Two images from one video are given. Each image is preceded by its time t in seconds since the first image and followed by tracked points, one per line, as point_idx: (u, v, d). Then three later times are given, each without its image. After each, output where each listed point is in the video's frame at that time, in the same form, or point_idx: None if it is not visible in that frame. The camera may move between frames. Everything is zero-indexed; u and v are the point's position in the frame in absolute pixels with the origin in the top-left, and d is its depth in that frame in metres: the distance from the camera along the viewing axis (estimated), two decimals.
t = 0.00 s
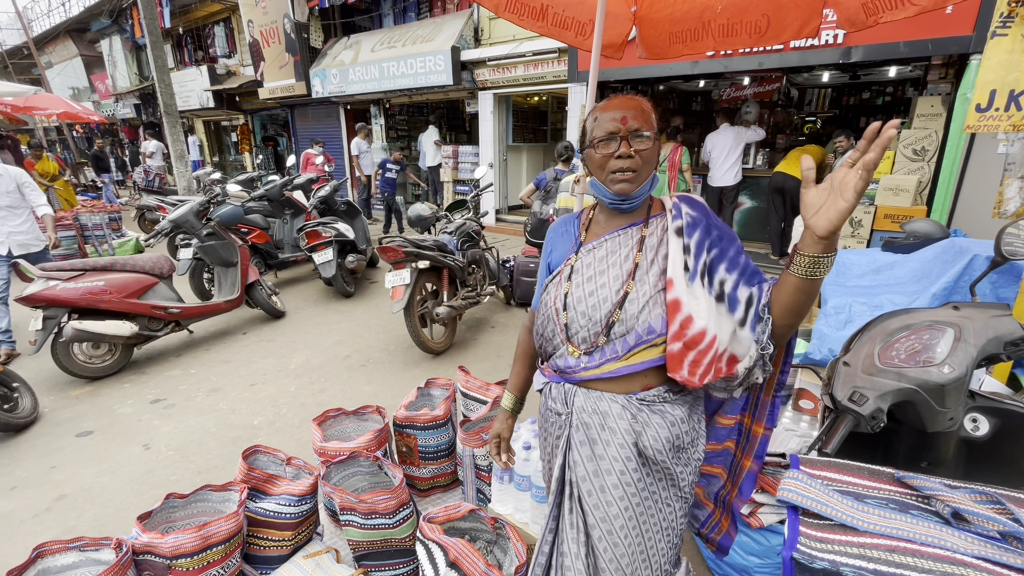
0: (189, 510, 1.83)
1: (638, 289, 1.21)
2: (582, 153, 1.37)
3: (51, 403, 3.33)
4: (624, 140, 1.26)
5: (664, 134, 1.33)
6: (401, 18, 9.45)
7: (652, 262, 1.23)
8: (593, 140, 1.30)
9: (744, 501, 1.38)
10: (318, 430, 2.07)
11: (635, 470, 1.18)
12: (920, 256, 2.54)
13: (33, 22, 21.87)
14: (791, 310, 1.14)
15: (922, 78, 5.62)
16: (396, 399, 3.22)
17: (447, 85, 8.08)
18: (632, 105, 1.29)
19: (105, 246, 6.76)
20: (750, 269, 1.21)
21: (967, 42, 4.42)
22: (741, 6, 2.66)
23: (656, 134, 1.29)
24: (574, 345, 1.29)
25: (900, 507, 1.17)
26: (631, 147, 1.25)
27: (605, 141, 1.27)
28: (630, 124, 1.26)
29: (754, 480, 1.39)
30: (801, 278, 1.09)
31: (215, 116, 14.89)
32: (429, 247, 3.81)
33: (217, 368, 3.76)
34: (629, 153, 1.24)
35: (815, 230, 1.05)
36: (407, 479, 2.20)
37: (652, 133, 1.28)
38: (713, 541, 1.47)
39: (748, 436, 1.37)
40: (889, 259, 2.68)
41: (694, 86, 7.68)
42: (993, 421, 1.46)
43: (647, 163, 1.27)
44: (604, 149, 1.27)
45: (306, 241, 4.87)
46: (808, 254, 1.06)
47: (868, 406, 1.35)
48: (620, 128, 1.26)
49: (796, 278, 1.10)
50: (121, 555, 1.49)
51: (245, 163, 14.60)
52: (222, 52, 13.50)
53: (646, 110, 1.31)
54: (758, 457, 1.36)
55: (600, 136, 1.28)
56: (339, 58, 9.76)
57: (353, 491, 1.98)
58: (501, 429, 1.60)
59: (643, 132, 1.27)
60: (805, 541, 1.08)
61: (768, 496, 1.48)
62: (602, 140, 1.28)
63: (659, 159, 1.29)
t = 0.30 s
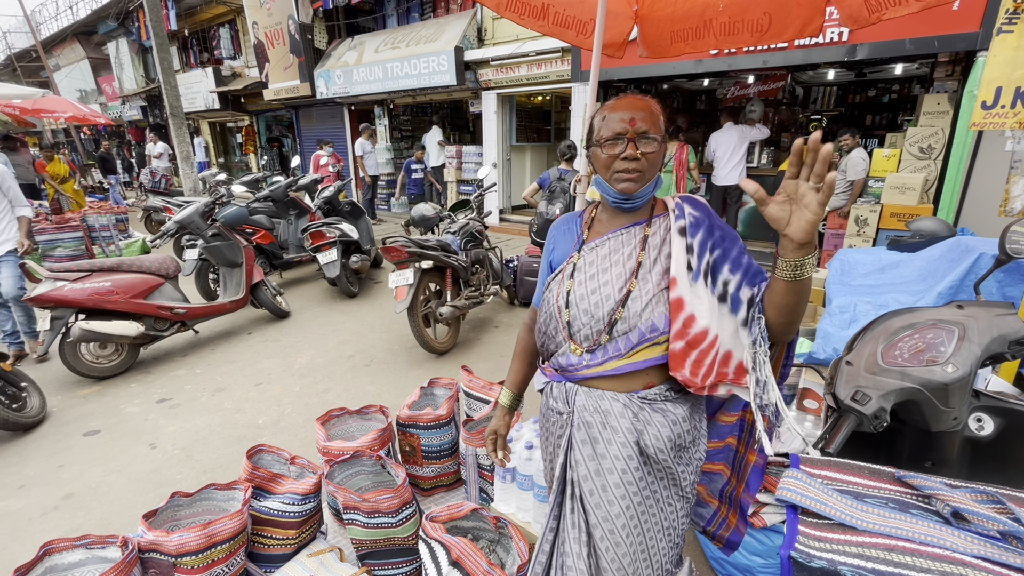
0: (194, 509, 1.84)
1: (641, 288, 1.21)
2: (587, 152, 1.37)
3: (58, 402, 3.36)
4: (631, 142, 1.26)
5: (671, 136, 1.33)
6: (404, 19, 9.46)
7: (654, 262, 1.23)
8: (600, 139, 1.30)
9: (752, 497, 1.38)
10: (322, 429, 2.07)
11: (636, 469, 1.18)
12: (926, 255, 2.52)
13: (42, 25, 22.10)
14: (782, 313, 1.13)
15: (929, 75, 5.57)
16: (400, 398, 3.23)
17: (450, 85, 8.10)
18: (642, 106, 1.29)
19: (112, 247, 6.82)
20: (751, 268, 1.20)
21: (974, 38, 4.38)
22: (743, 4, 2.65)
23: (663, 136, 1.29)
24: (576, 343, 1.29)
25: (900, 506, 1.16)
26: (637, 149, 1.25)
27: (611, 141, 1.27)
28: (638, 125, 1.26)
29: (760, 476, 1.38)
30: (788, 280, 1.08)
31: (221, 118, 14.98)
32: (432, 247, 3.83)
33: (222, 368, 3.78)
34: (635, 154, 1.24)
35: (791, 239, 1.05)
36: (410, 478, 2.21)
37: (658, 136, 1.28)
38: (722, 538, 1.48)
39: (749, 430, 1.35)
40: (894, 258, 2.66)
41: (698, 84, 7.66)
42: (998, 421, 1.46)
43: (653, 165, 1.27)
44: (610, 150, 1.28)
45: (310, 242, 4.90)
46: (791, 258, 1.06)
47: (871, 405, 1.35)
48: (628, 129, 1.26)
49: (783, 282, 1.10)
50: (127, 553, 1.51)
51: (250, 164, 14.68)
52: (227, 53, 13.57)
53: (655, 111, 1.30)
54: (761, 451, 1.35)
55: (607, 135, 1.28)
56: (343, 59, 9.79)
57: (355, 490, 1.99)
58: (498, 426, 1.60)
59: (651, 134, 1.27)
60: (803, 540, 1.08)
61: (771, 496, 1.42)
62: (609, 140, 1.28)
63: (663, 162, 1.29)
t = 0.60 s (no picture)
0: (200, 507, 1.85)
1: (646, 287, 1.21)
2: (593, 150, 1.37)
3: (66, 402, 3.39)
4: (637, 141, 1.26)
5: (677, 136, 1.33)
6: (408, 19, 9.48)
7: (659, 260, 1.23)
8: (605, 139, 1.30)
9: (763, 485, 1.37)
10: (326, 429, 2.08)
11: (641, 466, 1.18)
12: (932, 253, 2.51)
13: (48, 28, 22.28)
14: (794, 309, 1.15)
15: (934, 72, 5.54)
16: (404, 398, 3.24)
17: (453, 85, 8.10)
18: (648, 106, 1.29)
19: (118, 248, 6.87)
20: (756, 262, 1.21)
21: (980, 35, 4.35)
22: (745, 2, 2.66)
23: (669, 136, 1.29)
24: (582, 341, 1.29)
25: (903, 506, 1.16)
26: (643, 148, 1.25)
27: (617, 140, 1.28)
28: (644, 124, 1.26)
29: (770, 464, 1.38)
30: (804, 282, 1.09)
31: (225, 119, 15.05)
32: (436, 247, 3.83)
33: (227, 368, 3.80)
34: (641, 154, 1.25)
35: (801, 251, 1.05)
36: (414, 478, 2.22)
37: (664, 133, 1.28)
38: (734, 526, 1.48)
39: (759, 422, 1.35)
40: (900, 257, 2.65)
41: (702, 83, 7.64)
42: (1004, 421, 1.45)
43: (658, 164, 1.27)
44: (617, 148, 1.28)
45: (315, 242, 4.92)
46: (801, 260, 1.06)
47: (876, 405, 1.35)
48: (634, 128, 1.26)
49: (798, 283, 1.10)
50: (134, 551, 1.52)
51: (255, 165, 14.74)
52: (232, 55, 13.63)
53: (661, 111, 1.30)
54: (772, 441, 1.35)
55: (613, 135, 1.28)
56: (346, 60, 9.82)
57: (360, 489, 1.99)
58: (493, 430, 1.58)
59: (657, 134, 1.27)
60: (806, 539, 1.07)
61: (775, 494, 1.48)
62: (615, 139, 1.28)
63: (669, 161, 1.29)
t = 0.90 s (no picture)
0: (204, 507, 1.86)
1: (647, 286, 1.21)
2: (594, 150, 1.37)
3: (71, 402, 3.41)
4: (637, 140, 1.26)
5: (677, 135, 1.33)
6: (410, 19, 9.49)
7: (661, 260, 1.23)
8: (605, 139, 1.30)
9: (758, 499, 1.36)
10: (329, 429, 2.09)
11: (643, 465, 1.18)
12: (937, 252, 2.49)
13: (54, 31, 22.45)
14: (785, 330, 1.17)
15: (939, 70, 5.50)
16: (407, 397, 3.25)
17: (456, 85, 8.10)
18: (648, 105, 1.29)
19: (123, 249, 6.91)
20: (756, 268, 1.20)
21: (985, 32, 4.32)
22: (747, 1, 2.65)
23: (668, 135, 1.29)
24: (583, 340, 1.29)
25: (907, 505, 1.15)
26: (643, 148, 1.25)
27: (617, 139, 1.27)
28: (643, 123, 1.26)
29: (767, 478, 1.35)
30: (796, 303, 1.09)
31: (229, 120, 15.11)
32: (438, 247, 3.84)
33: (231, 368, 3.82)
34: (641, 154, 1.25)
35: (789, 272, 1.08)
36: (417, 477, 2.22)
37: (663, 132, 1.27)
38: (727, 538, 1.46)
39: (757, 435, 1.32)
40: (905, 256, 2.64)
41: (705, 82, 7.63)
42: (1008, 420, 1.44)
43: (659, 163, 1.27)
44: (617, 148, 1.28)
45: (318, 242, 4.94)
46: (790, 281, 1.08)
47: (879, 404, 1.34)
48: (633, 128, 1.26)
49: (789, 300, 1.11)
50: (139, 550, 1.53)
51: (258, 165, 14.78)
52: (235, 56, 13.68)
53: (661, 110, 1.30)
54: (770, 454, 1.32)
55: (613, 134, 1.28)
56: (349, 60, 9.84)
57: (363, 488, 2.00)
58: (502, 426, 1.59)
59: (657, 133, 1.27)
60: (808, 538, 1.07)
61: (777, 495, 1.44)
62: (615, 138, 1.28)
63: (670, 160, 1.29)
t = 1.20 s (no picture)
0: (207, 506, 1.87)
1: (653, 286, 1.21)
2: (604, 148, 1.37)
3: (75, 401, 3.42)
4: (649, 139, 1.25)
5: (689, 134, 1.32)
6: (412, 19, 9.50)
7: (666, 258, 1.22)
8: (617, 136, 1.29)
9: (755, 504, 1.37)
10: (332, 428, 2.09)
11: (647, 462, 1.18)
12: (941, 251, 2.48)
13: (57, 32, 22.56)
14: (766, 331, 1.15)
15: (944, 68, 5.48)
16: (409, 397, 3.25)
17: (457, 84, 8.10)
18: (661, 104, 1.29)
19: (126, 249, 6.94)
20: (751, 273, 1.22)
21: (990, 30, 4.30)
22: None
23: (680, 134, 1.28)
24: (587, 339, 1.30)
25: (909, 504, 1.14)
26: (654, 147, 1.25)
27: (628, 137, 1.27)
28: (655, 122, 1.25)
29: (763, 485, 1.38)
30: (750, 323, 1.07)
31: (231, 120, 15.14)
32: (440, 246, 3.84)
33: (234, 367, 3.83)
34: (652, 152, 1.24)
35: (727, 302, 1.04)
36: (419, 476, 2.23)
37: (675, 132, 1.27)
38: (730, 537, 1.42)
39: (755, 443, 1.36)
40: (908, 255, 2.63)
41: (707, 81, 7.62)
42: (1013, 419, 1.44)
43: (669, 163, 1.27)
44: (627, 146, 1.27)
45: (320, 242, 4.95)
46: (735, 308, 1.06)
47: (882, 404, 1.33)
48: (646, 126, 1.26)
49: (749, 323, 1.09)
50: (143, 549, 1.54)
51: (261, 165, 14.81)
52: (237, 56, 13.71)
53: (674, 110, 1.30)
54: (766, 461, 1.34)
55: (624, 132, 1.28)
56: (351, 60, 9.85)
57: (365, 487, 2.00)
58: (506, 421, 1.59)
59: (668, 133, 1.26)
60: (811, 538, 1.04)
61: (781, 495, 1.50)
62: (626, 136, 1.27)
63: (680, 160, 1.29)
